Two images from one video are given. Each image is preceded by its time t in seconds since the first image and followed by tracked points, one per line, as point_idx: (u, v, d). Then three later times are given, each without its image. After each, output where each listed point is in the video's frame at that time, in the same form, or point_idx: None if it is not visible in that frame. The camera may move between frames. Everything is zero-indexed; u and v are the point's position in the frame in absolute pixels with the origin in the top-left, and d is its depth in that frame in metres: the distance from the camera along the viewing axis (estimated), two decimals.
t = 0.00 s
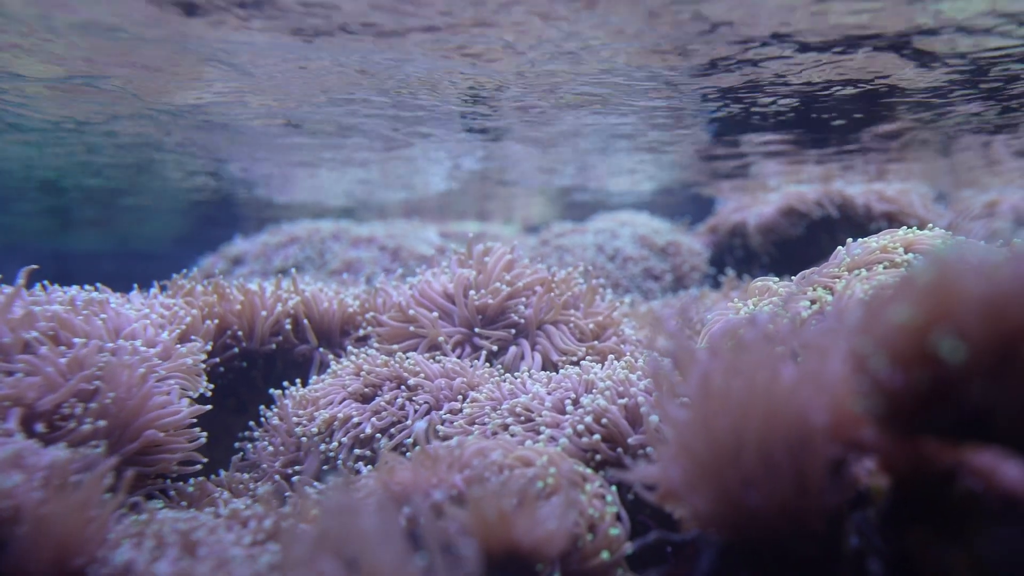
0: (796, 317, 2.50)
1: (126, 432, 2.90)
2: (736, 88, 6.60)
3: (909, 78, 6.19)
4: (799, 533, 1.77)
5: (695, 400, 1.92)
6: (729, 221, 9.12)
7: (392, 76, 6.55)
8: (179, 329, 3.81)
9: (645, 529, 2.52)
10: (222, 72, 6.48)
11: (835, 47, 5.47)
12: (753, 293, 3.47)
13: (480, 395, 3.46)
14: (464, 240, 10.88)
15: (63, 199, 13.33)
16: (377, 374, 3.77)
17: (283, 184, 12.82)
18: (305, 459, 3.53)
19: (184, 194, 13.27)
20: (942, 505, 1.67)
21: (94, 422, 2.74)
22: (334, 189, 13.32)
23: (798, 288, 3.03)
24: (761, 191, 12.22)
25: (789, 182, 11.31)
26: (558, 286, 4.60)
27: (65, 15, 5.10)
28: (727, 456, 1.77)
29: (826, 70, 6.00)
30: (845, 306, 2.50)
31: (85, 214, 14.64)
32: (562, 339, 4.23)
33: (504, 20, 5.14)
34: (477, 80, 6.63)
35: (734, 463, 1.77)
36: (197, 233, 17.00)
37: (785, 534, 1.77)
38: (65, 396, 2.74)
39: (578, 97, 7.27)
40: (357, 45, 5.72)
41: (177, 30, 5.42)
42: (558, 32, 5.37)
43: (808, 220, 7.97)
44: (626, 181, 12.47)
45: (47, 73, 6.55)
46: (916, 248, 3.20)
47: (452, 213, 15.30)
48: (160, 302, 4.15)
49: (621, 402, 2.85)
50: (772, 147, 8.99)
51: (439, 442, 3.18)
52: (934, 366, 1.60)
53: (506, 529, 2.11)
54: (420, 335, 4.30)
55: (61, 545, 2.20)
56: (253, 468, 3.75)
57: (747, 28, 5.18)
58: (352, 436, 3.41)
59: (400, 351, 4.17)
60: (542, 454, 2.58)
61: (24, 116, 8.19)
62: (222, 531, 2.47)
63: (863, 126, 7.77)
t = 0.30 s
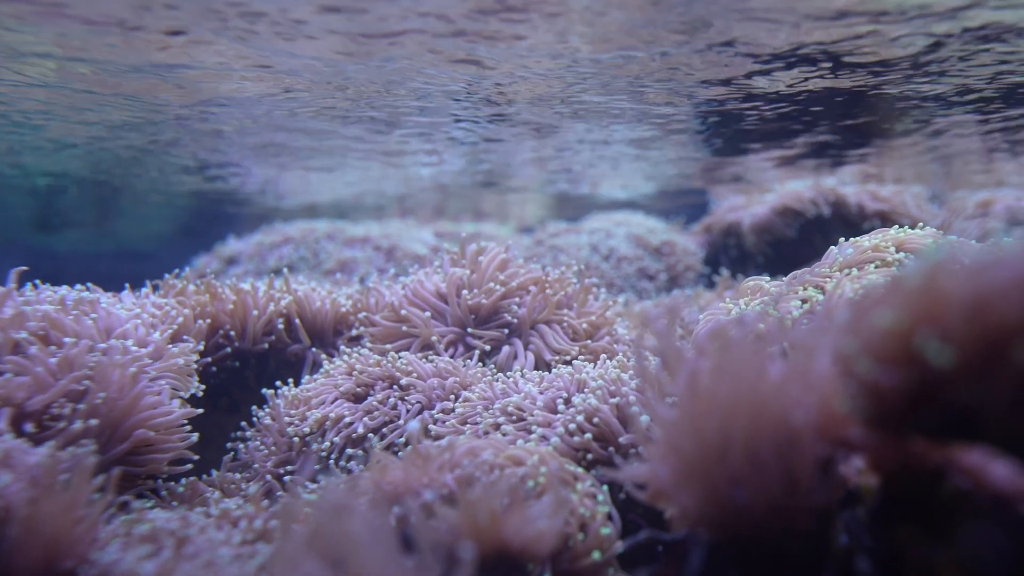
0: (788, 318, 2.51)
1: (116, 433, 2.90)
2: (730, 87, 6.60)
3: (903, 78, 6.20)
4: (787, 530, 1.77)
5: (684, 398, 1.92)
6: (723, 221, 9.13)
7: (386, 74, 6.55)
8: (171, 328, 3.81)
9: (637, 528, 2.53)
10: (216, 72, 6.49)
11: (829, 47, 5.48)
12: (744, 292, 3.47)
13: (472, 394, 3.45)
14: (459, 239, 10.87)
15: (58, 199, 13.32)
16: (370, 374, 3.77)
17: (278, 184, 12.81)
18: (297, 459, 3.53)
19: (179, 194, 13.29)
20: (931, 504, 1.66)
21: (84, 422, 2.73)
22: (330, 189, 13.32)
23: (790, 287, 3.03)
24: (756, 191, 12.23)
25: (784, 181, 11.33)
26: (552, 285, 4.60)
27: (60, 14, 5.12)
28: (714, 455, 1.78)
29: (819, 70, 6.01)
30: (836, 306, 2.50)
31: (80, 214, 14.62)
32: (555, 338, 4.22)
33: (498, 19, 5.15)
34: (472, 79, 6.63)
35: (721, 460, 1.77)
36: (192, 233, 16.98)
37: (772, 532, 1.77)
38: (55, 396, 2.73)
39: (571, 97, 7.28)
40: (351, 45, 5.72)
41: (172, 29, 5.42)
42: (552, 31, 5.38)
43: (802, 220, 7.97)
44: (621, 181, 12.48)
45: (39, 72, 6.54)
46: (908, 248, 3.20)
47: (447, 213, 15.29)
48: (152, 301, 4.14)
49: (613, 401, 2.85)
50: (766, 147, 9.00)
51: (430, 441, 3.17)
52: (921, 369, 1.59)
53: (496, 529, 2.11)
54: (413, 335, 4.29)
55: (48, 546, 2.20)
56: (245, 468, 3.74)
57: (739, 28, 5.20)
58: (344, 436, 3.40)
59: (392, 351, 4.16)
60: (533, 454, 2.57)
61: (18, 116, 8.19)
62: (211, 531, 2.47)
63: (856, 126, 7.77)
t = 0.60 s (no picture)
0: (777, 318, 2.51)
1: (103, 434, 2.89)
2: (720, 87, 6.61)
3: (893, 78, 6.22)
4: (772, 530, 1.77)
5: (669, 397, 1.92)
6: (715, 221, 9.14)
7: (376, 74, 6.54)
8: (159, 329, 3.80)
9: (625, 527, 2.53)
10: (206, 72, 6.48)
11: (818, 46, 5.49)
12: (733, 292, 3.47)
13: (461, 394, 3.45)
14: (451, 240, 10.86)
15: (48, 200, 13.28)
16: (359, 374, 3.76)
17: (270, 184, 12.79)
18: (286, 460, 3.52)
19: (171, 195, 13.27)
20: (917, 501, 1.67)
21: (70, 423, 2.73)
22: (322, 189, 13.30)
23: (778, 287, 3.03)
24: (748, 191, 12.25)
25: (776, 181, 11.35)
26: (542, 285, 4.60)
27: (50, 14, 5.10)
28: (698, 455, 1.78)
29: (809, 70, 6.02)
30: (825, 305, 2.51)
31: (71, 215, 14.58)
32: (545, 338, 4.22)
33: (488, 20, 5.16)
34: (463, 79, 6.62)
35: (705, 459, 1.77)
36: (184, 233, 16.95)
37: (758, 531, 1.77)
38: (40, 398, 2.73)
39: (562, 97, 7.29)
40: (341, 44, 5.71)
41: (162, 29, 5.42)
42: (543, 31, 5.38)
43: (793, 219, 7.98)
44: (613, 181, 12.49)
45: (29, 71, 6.52)
46: (896, 247, 3.21)
47: (440, 214, 15.28)
48: (140, 302, 4.13)
49: (601, 401, 2.85)
50: (757, 147, 9.01)
51: (418, 442, 3.17)
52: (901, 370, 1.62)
53: (483, 529, 2.11)
54: (403, 335, 4.29)
55: (31, 547, 2.19)
56: (234, 469, 3.73)
57: (728, 28, 5.21)
58: (333, 437, 3.39)
59: (382, 352, 4.16)
60: (521, 454, 2.57)
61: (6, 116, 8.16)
62: (197, 531, 2.47)
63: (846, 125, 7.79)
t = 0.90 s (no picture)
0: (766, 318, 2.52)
1: (93, 435, 2.89)
2: (712, 87, 6.62)
3: (885, 78, 6.23)
4: (758, 529, 1.77)
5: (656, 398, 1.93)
6: (708, 221, 9.15)
7: (368, 74, 6.53)
8: (149, 330, 3.79)
9: (614, 527, 2.53)
10: (198, 71, 6.47)
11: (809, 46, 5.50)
12: (724, 292, 3.48)
13: (452, 395, 3.45)
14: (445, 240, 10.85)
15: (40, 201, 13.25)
16: (350, 375, 3.76)
17: (263, 185, 12.77)
18: (277, 461, 3.51)
19: (164, 195, 13.24)
20: (899, 501, 1.68)
21: (59, 424, 2.72)
22: (316, 189, 13.29)
23: (768, 287, 3.03)
24: (741, 191, 12.28)
25: (769, 181, 11.36)
26: (534, 286, 4.60)
27: (41, 12, 5.10)
28: (685, 455, 1.79)
29: (800, 70, 6.04)
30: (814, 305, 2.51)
31: (64, 215, 14.55)
32: (537, 338, 4.22)
33: (480, 20, 5.16)
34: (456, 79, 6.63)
35: (691, 460, 1.78)
36: (178, 233, 16.92)
37: (743, 531, 1.78)
38: (29, 399, 2.73)
39: (555, 97, 7.30)
40: (334, 44, 5.71)
41: (154, 28, 5.42)
42: (535, 31, 5.39)
43: (786, 219, 8.00)
44: (607, 181, 12.50)
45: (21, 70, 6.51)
46: (885, 247, 3.22)
47: (434, 214, 15.28)
48: (131, 303, 4.12)
49: (592, 400, 2.85)
50: (750, 147, 9.03)
51: (408, 442, 3.17)
52: (887, 374, 1.62)
53: (472, 529, 2.11)
54: (394, 336, 4.28)
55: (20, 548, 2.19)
56: (225, 470, 3.72)
57: (719, 29, 5.22)
58: (324, 437, 3.38)
59: (374, 352, 4.15)
60: (510, 454, 2.57)
61: None
62: (186, 532, 2.46)
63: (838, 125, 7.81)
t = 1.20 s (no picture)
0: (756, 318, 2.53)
1: (84, 435, 2.88)
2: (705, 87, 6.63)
3: (878, 78, 6.25)
4: (747, 530, 1.79)
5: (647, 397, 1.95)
6: (702, 221, 9.17)
7: (362, 74, 6.53)
8: (141, 330, 3.79)
9: (604, 527, 2.53)
10: (192, 71, 6.47)
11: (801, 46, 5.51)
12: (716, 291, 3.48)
13: (445, 395, 3.45)
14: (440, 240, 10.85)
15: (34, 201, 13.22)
16: (343, 375, 3.75)
17: (258, 185, 12.75)
18: (269, 461, 3.51)
19: (158, 194, 13.21)
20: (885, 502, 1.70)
21: (49, 423, 2.72)
22: (310, 189, 13.27)
23: (759, 287, 3.04)
24: (736, 191, 12.29)
25: (764, 181, 11.38)
26: (528, 286, 4.59)
27: (34, 11, 5.10)
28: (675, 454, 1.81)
29: (792, 70, 6.05)
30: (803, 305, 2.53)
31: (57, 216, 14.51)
32: (530, 338, 4.22)
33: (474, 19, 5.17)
34: (449, 78, 6.63)
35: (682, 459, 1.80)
36: (172, 233, 16.89)
37: (733, 531, 1.80)
38: (19, 399, 2.73)
39: (548, 97, 7.30)
40: (326, 44, 5.72)
41: (147, 27, 5.41)
42: (529, 31, 5.40)
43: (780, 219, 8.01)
44: (602, 180, 12.50)
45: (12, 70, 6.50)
46: (876, 247, 3.22)
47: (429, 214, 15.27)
48: (123, 303, 4.12)
49: (584, 400, 2.85)
50: (743, 146, 9.04)
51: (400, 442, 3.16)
52: (874, 374, 1.66)
53: (463, 528, 2.11)
54: (387, 336, 4.28)
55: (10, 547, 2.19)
56: (217, 470, 3.72)
57: (710, 28, 5.24)
58: (316, 437, 3.37)
59: (366, 352, 4.15)
60: (502, 453, 2.57)
61: None
62: (177, 532, 2.46)
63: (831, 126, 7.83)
